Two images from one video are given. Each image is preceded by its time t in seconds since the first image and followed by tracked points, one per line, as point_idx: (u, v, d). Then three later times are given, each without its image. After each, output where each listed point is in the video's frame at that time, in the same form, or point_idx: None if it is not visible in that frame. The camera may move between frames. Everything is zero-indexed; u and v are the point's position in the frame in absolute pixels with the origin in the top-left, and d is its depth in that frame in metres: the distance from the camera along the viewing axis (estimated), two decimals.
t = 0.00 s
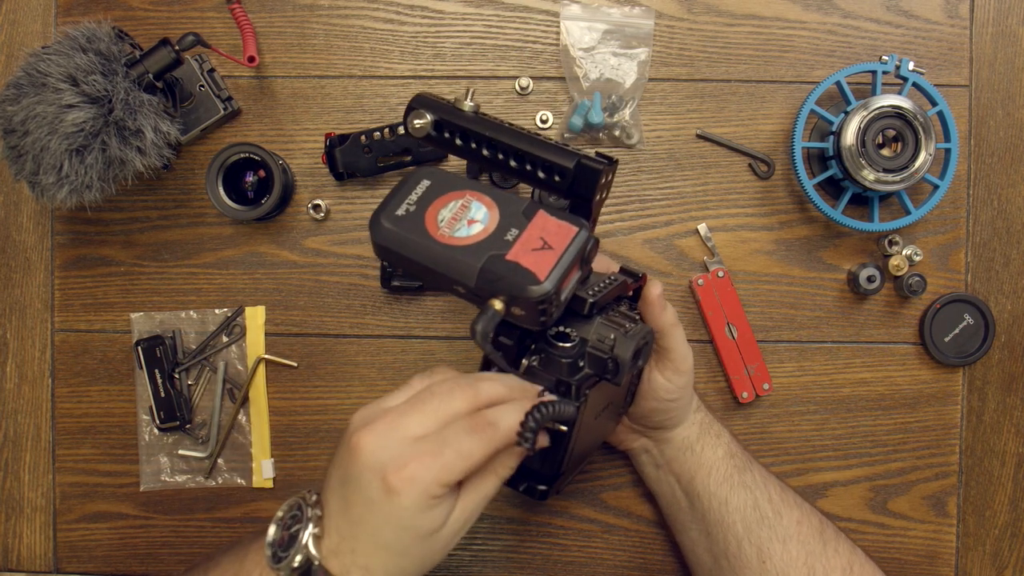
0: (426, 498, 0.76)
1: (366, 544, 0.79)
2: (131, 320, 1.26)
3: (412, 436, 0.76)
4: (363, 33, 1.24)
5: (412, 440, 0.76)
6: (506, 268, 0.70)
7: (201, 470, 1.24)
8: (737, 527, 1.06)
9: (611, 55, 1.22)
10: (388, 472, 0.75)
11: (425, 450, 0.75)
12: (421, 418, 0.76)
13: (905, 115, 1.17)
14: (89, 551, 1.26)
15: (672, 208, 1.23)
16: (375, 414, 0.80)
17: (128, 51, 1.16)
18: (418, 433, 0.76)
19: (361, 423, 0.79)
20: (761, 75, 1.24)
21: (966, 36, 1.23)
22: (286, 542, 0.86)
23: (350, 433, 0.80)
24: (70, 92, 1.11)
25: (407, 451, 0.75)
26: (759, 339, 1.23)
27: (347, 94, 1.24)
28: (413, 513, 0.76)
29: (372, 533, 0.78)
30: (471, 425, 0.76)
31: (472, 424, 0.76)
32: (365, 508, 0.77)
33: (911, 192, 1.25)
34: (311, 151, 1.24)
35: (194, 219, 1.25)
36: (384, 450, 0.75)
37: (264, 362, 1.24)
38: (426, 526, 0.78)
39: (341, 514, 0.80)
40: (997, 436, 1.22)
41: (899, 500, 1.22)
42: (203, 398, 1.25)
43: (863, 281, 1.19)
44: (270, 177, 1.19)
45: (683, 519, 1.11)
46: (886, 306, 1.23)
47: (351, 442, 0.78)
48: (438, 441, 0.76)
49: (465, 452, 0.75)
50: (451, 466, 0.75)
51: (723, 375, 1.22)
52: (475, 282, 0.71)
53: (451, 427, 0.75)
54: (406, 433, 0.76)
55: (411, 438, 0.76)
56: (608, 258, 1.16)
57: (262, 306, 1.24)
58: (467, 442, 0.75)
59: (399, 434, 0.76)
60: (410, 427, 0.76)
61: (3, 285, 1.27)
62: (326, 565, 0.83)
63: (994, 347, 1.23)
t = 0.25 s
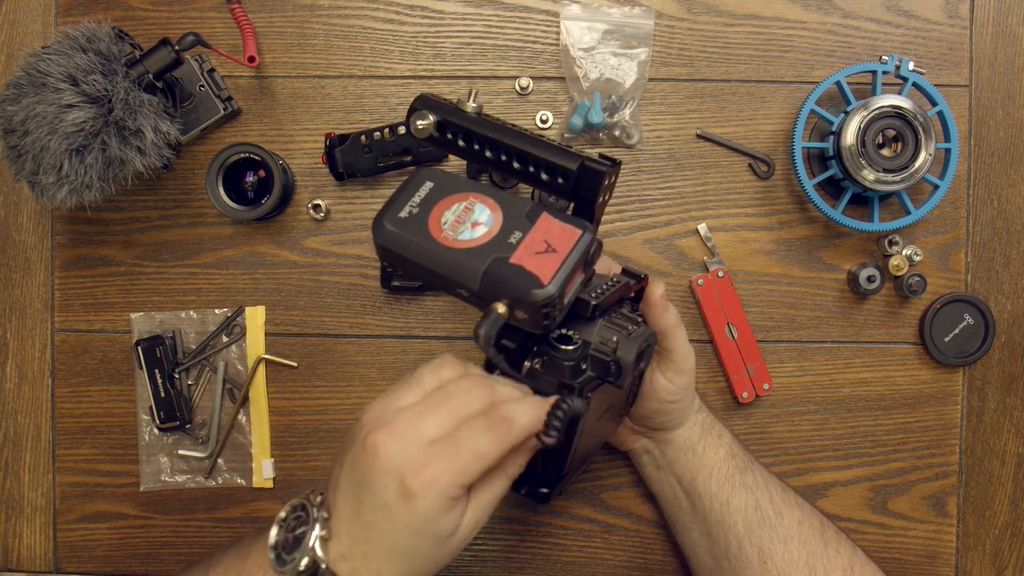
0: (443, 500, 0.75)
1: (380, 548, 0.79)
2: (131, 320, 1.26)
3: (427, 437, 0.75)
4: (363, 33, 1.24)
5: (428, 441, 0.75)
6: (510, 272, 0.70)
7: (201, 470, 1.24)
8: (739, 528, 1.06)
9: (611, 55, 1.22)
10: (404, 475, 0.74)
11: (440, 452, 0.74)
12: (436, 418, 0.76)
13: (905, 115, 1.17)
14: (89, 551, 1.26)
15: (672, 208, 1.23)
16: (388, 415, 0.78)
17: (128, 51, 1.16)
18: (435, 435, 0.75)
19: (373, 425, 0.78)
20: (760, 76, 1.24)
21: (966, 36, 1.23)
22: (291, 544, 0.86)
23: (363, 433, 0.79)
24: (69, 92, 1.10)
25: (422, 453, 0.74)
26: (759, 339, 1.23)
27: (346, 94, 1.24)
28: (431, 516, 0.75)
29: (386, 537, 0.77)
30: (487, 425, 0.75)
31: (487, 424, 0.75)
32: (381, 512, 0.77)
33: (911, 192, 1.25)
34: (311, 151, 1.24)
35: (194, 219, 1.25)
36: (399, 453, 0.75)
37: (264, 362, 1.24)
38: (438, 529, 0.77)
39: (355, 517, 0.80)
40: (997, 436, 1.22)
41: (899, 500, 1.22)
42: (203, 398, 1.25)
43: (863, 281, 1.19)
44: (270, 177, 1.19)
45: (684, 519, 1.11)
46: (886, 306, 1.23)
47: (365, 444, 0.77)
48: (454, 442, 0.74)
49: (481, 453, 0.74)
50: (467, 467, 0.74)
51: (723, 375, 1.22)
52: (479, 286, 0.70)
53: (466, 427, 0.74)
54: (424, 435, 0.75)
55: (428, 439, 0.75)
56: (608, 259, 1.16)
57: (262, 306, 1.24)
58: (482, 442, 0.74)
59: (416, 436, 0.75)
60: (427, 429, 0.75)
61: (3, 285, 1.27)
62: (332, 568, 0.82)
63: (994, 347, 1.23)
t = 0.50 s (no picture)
0: (415, 524, 0.74)
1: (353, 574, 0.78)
2: (131, 320, 1.26)
3: (401, 461, 0.75)
4: (363, 33, 1.24)
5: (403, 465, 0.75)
6: (497, 290, 0.69)
7: (201, 470, 1.24)
8: (738, 529, 1.05)
9: (611, 55, 1.22)
10: (376, 498, 0.74)
11: (411, 476, 0.74)
12: (411, 443, 0.76)
13: (905, 115, 1.17)
14: (89, 551, 1.26)
15: (672, 208, 1.23)
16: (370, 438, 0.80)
17: (128, 51, 1.16)
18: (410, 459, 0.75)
19: (354, 450, 0.79)
20: (761, 75, 1.24)
21: (966, 36, 1.23)
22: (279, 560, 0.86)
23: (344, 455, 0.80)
24: (70, 92, 1.10)
25: (394, 477, 0.74)
26: (759, 339, 1.23)
27: (347, 94, 1.24)
28: (404, 540, 0.74)
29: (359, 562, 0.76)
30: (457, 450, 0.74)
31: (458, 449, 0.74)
32: (355, 535, 0.76)
33: (911, 192, 1.25)
34: (311, 151, 1.24)
35: (194, 219, 1.25)
36: (373, 477, 0.75)
37: (264, 362, 1.24)
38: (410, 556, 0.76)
39: (334, 542, 0.79)
40: (997, 436, 1.22)
41: (899, 500, 1.22)
42: (204, 397, 1.25)
43: (863, 281, 1.19)
44: (270, 177, 1.19)
45: (683, 520, 1.11)
46: (886, 306, 1.23)
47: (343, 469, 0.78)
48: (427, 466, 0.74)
49: (451, 478, 0.73)
50: (437, 491, 0.73)
51: (723, 376, 1.22)
52: (467, 303, 0.71)
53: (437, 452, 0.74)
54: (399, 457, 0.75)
55: (404, 462, 0.75)
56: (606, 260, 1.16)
57: (262, 305, 1.24)
58: (452, 467, 0.73)
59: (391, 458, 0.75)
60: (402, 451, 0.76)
61: (3, 285, 1.27)
62: None
63: (994, 347, 1.24)
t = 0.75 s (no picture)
0: (427, 521, 0.74)
1: None
2: (131, 320, 1.26)
3: (405, 462, 0.75)
4: (363, 33, 1.24)
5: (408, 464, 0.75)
6: (485, 289, 0.70)
7: (201, 470, 1.24)
8: (737, 530, 1.05)
9: (611, 55, 1.22)
10: (385, 500, 0.74)
11: (418, 475, 0.74)
12: (415, 443, 0.76)
13: (905, 115, 1.17)
14: (89, 551, 1.26)
15: (672, 208, 1.23)
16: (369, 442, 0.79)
17: (128, 51, 1.16)
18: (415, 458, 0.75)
19: (354, 456, 0.79)
20: (761, 76, 1.24)
21: (966, 36, 1.23)
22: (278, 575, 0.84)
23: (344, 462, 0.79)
24: (70, 92, 1.10)
25: (401, 478, 0.74)
26: (759, 339, 1.23)
27: (347, 94, 1.24)
28: (416, 539, 0.74)
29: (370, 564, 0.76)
30: (462, 443, 0.74)
31: (462, 443, 0.75)
32: (365, 538, 0.76)
33: (911, 192, 1.25)
34: (311, 151, 1.24)
35: (194, 219, 1.25)
36: (379, 480, 0.75)
37: (264, 362, 1.24)
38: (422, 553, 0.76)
39: (341, 550, 0.79)
40: (997, 436, 1.22)
41: (899, 500, 1.22)
42: (203, 398, 1.25)
43: (863, 281, 1.19)
44: (270, 177, 1.19)
45: (682, 521, 1.11)
46: (886, 306, 1.23)
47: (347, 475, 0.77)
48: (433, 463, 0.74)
49: (458, 472, 0.73)
50: (447, 487, 0.73)
51: (723, 376, 1.22)
52: (456, 301, 0.71)
53: (441, 448, 0.74)
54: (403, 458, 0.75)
55: (409, 462, 0.75)
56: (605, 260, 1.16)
57: (262, 306, 1.24)
58: (460, 462, 0.73)
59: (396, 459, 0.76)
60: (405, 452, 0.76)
61: (3, 285, 1.27)
62: None
63: (994, 347, 1.23)
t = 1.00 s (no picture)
0: (442, 530, 0.74)
1: None
2: (131, 320, 1.26)
3: (414, 474, 0.74)
4: (363, 33, 1.24)
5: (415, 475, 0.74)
6: (468, 283, 0.69)
7: (201, 470, 1.24)
8: (736, 530, 1.05)
9: (611, 55, 1.22)
10: (401, 516, 0.72)
11: (431, 484, 0.73)
12: (420, 454, 0.75)
13: (905, 115, 1.17)
14: (89, 551, 1.26)
15: (673, 208, 1.23)
16: (367, 457, 0.76)
17: (128, 51, 1.16)
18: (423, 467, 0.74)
19: (354, 474, 0.75)
20: (760, 75, 1.24)
21: (966, 36, 1.23)
22: None
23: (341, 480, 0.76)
24: (69, 92, 1.10)
25: (413, 491, 0.73)
26: (759, 339, 1.23)
27: (347, 94, 1.24)
28: (431, 549, 0.74)
29: None
30: (468, 449, 0.75)
31: (468, 449, 0.75)
32: (376, 555, 0.73)
33: (911, 192, 1.25)
34: (311, 151, 1.24)
35: (194, 219, 1.25)
36: (391, 495, 0.73)
37: (264, 362, 1.24)
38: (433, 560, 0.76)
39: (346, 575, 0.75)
40: (997, 436, 1.22)
41: (899, 500, 1.22)
42: (204, 397, 1.25)
43: (863, 281, 1.19)
44: (270, 177, 1.19)
45: (681, 521, 1.12)
46: (886, 306, 1.23)
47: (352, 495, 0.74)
48: (444, 471, 0.74)
49: (470, 478, 0.74)
50: (460, 493, 0.74)
51: (723, 376, 1.22)
52: (440, 293, 0.70)
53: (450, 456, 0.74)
54: (410, 469, 0.74)
55: (417, 472, 0.74)
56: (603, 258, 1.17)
57: (262, 306, 1.24)
58: (469, 468, 0.74)
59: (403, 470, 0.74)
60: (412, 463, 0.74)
61: (3, 285, 1.27)
62: None
63: (994, 347, 1.24)
